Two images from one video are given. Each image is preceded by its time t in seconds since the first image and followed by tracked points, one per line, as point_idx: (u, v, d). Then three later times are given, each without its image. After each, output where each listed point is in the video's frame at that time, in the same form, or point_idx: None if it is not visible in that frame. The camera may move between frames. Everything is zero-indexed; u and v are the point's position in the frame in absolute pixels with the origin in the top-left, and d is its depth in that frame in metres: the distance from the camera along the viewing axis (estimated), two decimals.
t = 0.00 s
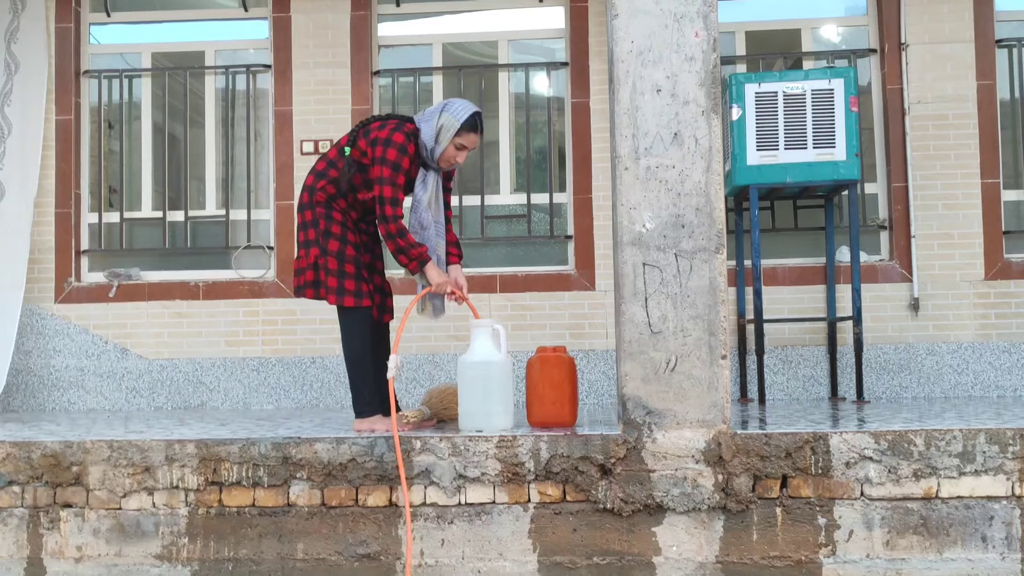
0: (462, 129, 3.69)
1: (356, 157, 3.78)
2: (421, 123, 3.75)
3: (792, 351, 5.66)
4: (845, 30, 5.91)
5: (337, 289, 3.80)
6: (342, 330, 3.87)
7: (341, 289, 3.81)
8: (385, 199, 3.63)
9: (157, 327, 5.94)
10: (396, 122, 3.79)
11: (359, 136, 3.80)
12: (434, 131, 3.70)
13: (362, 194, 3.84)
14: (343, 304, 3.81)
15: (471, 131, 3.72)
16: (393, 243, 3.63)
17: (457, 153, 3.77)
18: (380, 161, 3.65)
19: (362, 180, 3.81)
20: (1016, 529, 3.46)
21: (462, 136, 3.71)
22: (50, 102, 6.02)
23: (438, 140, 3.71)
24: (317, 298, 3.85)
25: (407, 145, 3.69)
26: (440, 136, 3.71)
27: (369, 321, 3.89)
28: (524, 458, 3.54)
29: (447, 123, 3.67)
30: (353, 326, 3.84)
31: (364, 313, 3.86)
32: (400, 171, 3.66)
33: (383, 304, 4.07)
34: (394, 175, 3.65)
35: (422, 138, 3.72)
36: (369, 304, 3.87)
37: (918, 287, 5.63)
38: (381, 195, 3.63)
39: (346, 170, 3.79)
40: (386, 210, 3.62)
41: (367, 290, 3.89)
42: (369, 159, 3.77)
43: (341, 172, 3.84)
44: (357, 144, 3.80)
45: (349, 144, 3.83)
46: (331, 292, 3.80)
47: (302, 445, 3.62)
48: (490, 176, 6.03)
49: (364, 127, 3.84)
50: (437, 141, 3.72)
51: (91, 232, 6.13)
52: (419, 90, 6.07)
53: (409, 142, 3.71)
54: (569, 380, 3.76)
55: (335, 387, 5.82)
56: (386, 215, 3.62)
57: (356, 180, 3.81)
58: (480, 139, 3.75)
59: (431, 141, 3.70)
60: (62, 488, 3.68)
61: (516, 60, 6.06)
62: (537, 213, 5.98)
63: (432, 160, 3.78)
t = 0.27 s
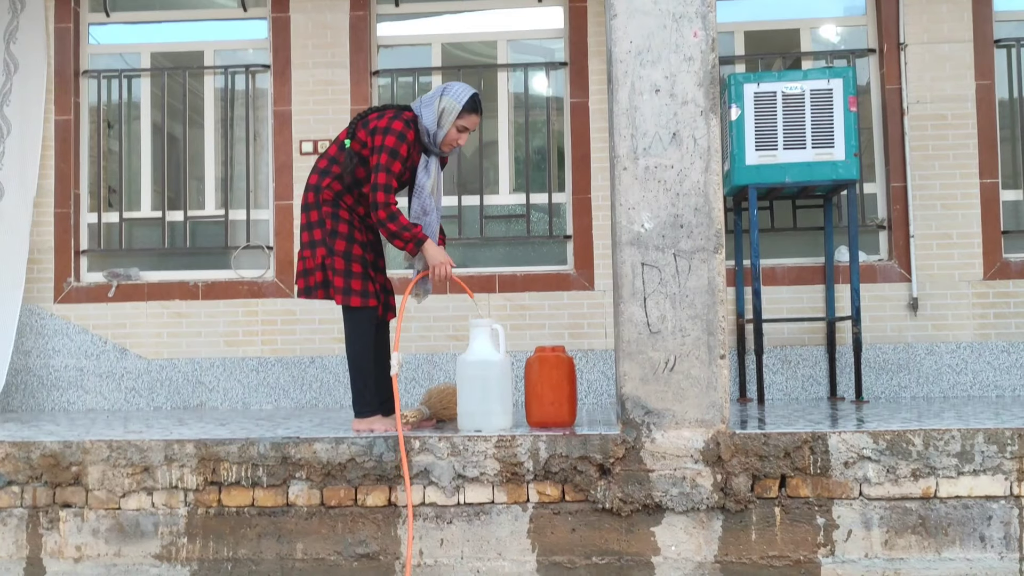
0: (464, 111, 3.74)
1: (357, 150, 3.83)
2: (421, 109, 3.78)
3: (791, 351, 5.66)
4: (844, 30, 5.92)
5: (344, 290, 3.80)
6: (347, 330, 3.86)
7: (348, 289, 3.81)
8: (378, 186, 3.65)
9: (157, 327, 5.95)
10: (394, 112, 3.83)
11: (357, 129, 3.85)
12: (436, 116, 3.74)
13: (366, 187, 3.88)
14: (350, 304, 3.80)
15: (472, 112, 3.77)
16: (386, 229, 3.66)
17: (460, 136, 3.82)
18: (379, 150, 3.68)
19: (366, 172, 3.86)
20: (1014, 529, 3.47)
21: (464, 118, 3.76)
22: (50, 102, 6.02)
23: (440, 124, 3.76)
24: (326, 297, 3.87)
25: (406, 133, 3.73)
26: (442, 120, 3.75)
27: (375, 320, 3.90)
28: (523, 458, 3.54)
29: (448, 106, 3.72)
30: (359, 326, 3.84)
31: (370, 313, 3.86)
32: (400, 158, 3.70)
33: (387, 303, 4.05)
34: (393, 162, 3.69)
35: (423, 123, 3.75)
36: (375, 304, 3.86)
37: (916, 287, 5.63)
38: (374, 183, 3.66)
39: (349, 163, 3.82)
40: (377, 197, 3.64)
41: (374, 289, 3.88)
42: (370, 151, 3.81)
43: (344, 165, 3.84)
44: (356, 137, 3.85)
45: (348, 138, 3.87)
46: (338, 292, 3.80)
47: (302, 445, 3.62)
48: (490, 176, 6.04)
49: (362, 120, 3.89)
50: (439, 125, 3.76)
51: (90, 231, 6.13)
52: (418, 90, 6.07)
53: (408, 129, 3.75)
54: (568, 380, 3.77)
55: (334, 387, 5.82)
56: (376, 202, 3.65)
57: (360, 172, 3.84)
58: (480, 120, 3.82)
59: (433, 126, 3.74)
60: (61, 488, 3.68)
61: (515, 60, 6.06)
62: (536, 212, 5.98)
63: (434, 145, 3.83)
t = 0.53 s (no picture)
0: (462, 95, 3.87)
1: (360, 146, 3.83)
2: (419, 100, 3.87)
3: (789, 350, 5.67)
4: (842, 29, 5.92)
5: (345, 291, 3.80)
6: (347, 332, 3.86)
7: (349, 289, 3.81)
8: (406, 181, 3.72)
9: (155, 326, 5.95)
10: (394, 106, 3.84)
11: (358, 124, 3.84)
12: (437, 105, 3.85)
13: (369, 183, 3.90)
14: (351, 305, 3.80)
15: (468, 96, 3.91)
16: (420, 224, 3.74)
17: (459, 121, 3.94)
18: (391, 146, 3.74)
19: (369, 168, 3.87)
20: (1011, 528, 3.48)
21: (462, 103, 3.89)
22: (48, 102, 6.02)
23: (441, 112, 3.87)
24: (326, 298, 3.85)
25: (412, 125, 3.78)
26: (441, 108, 3.87)
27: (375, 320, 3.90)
28: (521, 457, 3.55)
29: (447, 92, 3.84)
30: (359, 326, 3.85)
31: (371, 313, 3.86)
32: (411, 152, 3.77)
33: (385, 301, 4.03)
34: (406, 156, 3.75)
35: (424, 113, 3.85)
36: (376, 304, 3.86)
37: (914, 286, 5.64)
38: (400, 178, 3.72)
39: (353, 160, 3.84)
40: (410, 191, 3.71)
41: (375, 290, 3.88)
42: (374, 146, 3.81)
43: (347, 162, 3.85)
44: (357, 132, 3.84)
45: (349, 134, 3.86)
46: (339, 293, 3.80)
47: (300, 444, 3.63)
48: (488, 175, 6.05)
49: (361, 115, 3.88)
50: (440, 113, 3.87)
51: (89, 231, 6.13)
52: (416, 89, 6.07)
53: (412, 122, 3.80)
54: (565, 379, 3.77)
55: (333, 386, 5.82)
56: (410, 197, 3.72)
57: (364, 168, 3.87)
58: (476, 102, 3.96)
59: (435, 114, 3.85)
60: (59, 487, 3.69)
61: (513, 59, 6.07)
62: (534, 211, 5.97)
63: (435, 135, 3.93)
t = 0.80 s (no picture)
0: (462, 88, 3.94)
1: (364, 143, 3.83)
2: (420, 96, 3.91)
3: (787, 349, 5.68)
4: (840, 29, 5.94)
5: (347, 291, 3.80)
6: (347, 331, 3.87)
7: (351, 290, 3.81)
8: (410, 178, 3.76)
9: (154, 325, 5.95)
10: (397, 103, 3.86)
11: (361, 121, 3.84)
12: (440, 98, 3.91)
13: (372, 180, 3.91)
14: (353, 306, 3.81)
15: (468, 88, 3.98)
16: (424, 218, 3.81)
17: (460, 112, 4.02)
18: (397, 143, 3.78)
19: (373, 165, 3.88)
20: (1008, 527, 3.49)
21: (462, 95, 3.96)
22: (47, 101, 6.02)
23: (445, 106, 3.93)
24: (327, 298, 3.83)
25: (417, 122, 3.82)
26: (444, 101, 3.93)
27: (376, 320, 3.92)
28: (520, 456, 3.55)
29: (449, 86, 3.91)
30: (359, 325, 3.85)
31: (371, 313, 3.88)
32: (417, 149, 3.81)
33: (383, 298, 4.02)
34: (411, 153, 3.79)
35: (428, 109, 3.90)
36: (377, 304, 3.88)
37: (912, 286, 5.65)
38: (404, 175, 3.76)
39: (358, 157, 3.85)
40: (413, 188, 3.76)
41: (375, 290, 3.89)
42: (379, 143, 3.83)
43: (351, 160, 3.85)
44: (361, 129, 3.84)
45: (352, 131, 3.85)
46: (341, 293, 3.80)
47: (298, 443, 3.63)
48: (487, 174, 6.06)
49: (364, 111, 3.88)
50: (444, 106, 3.93)
51: (87, 230, 6.13)
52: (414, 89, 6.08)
53: (417, 119, 3.83)
54: (564, 378, 3.79)
55: (332, 385, 5.82)
56: (413, 193, 3.76)
57: (368, 166, 3.87)
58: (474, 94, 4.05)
59: (440, 109, 3.91)
60: (58, 486, 3.69)
61: (511, 58, 6.07)
62: (533, 211, 5.99)
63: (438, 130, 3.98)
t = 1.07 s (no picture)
0: (461, 83, 3.97)
1: (365, 139, 3.85)
2: (421, 92, 3.93)
3: (785, 349, 5.69)
4: (838, 29, 5.95)
5: (348, 291, 3.79)
6: (347, 330, 3.87)
7: (352, 290, 3.79)
8: (406, 172, 3.77)
9: (153, 325, 5.95)
10: (397, 98, 3.88)
11: (362, 117, 3.85)
12: (440, 94, 3.93)
13: (374, 178, 3.92)
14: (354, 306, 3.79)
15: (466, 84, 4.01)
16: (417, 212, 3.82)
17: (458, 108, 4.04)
18: (397, 136, 3.78)
19: (375, 163, 3.89)
20: (1006, 526, 3.49)
21: (461, 90, 3.99)
22: (46, 101, 6.02)
23: (445, 101, 3.95)
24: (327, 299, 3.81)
25: (417, 116, 3.83)
26: (444, 96, 3.95)
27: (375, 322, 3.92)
28: (518, 456, 3.56)
29: (449, 82, 3.93)
30: (359, 324, 3.85)
31: (372, 314, 3.87)
32: (416, 143, 3.83)
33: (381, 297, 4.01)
34: (411, 148, 3.80)
35: (429, 103, 3.92)
36: (377, 305, 3.87)
37: (910, 285, 5.65)
38: (401, 169, 3.77)
39: (360, 155, 3.86)
40: (407, 182, 3.76)
41: (376, 291, 3.88)
42: (381, 139, 3.85)
43: (353, 158, 3.87)
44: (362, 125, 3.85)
45: (354, 128, 3.86)
46: (342, 293, 3.77)
47: (298, 443, 3.64)
48: (486, 174, 6.07)
49: (365, 108, 3.90)
50: (444, 101, 3.95)
51: (87, 230, 6.14)
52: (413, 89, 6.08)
53: (418, 112, 3.85)
54: (562, 378, 3.79)
55: (331, 385, 5.83)
56: (408, 188, 3.77)
57: (370, 163, 3.88)
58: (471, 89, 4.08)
59: (440, 104, 3.93)
60: (58, 486, 3.69)
61: (510, 58, 6.08)
62: (532, 211, 6.00)
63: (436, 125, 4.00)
